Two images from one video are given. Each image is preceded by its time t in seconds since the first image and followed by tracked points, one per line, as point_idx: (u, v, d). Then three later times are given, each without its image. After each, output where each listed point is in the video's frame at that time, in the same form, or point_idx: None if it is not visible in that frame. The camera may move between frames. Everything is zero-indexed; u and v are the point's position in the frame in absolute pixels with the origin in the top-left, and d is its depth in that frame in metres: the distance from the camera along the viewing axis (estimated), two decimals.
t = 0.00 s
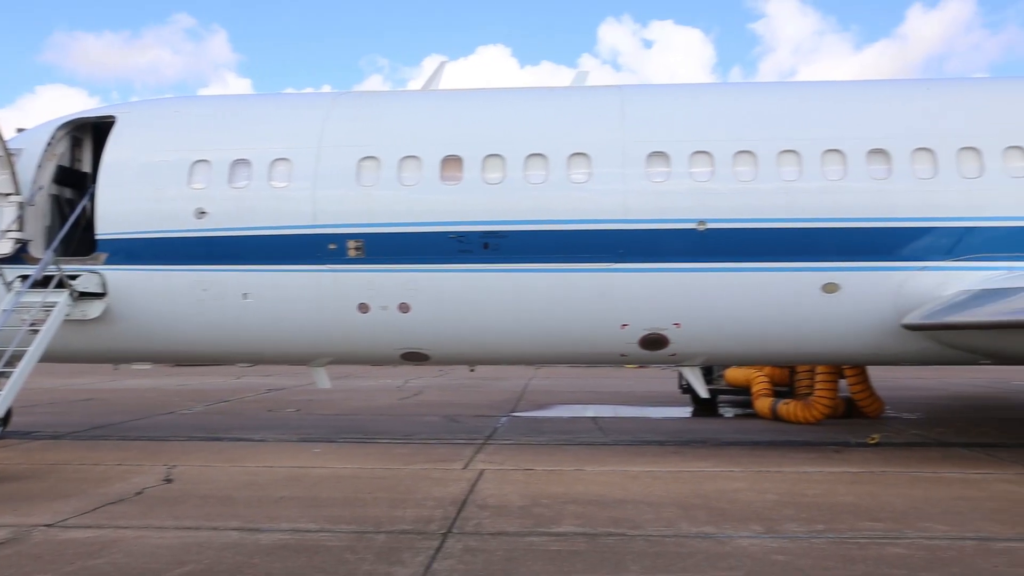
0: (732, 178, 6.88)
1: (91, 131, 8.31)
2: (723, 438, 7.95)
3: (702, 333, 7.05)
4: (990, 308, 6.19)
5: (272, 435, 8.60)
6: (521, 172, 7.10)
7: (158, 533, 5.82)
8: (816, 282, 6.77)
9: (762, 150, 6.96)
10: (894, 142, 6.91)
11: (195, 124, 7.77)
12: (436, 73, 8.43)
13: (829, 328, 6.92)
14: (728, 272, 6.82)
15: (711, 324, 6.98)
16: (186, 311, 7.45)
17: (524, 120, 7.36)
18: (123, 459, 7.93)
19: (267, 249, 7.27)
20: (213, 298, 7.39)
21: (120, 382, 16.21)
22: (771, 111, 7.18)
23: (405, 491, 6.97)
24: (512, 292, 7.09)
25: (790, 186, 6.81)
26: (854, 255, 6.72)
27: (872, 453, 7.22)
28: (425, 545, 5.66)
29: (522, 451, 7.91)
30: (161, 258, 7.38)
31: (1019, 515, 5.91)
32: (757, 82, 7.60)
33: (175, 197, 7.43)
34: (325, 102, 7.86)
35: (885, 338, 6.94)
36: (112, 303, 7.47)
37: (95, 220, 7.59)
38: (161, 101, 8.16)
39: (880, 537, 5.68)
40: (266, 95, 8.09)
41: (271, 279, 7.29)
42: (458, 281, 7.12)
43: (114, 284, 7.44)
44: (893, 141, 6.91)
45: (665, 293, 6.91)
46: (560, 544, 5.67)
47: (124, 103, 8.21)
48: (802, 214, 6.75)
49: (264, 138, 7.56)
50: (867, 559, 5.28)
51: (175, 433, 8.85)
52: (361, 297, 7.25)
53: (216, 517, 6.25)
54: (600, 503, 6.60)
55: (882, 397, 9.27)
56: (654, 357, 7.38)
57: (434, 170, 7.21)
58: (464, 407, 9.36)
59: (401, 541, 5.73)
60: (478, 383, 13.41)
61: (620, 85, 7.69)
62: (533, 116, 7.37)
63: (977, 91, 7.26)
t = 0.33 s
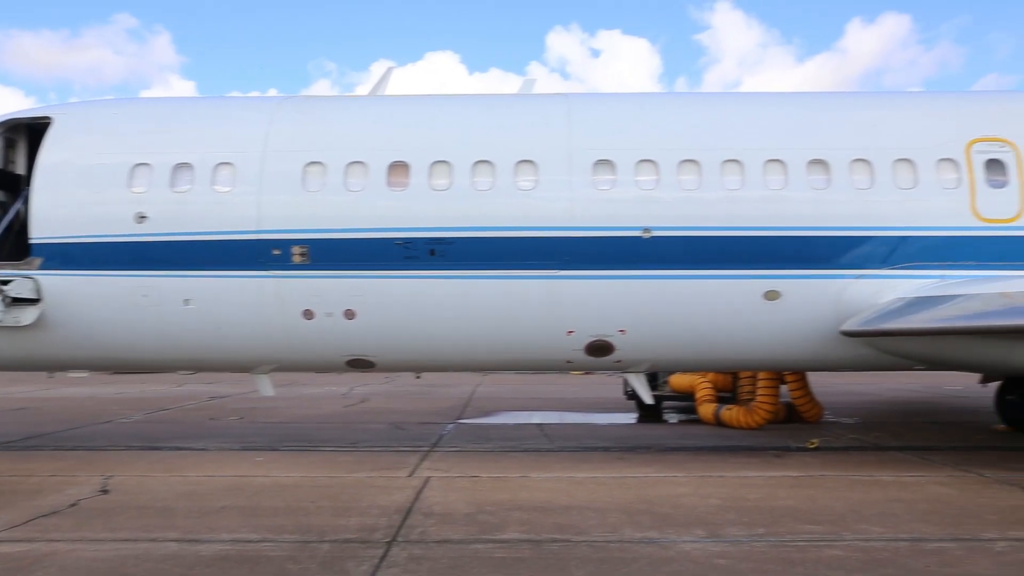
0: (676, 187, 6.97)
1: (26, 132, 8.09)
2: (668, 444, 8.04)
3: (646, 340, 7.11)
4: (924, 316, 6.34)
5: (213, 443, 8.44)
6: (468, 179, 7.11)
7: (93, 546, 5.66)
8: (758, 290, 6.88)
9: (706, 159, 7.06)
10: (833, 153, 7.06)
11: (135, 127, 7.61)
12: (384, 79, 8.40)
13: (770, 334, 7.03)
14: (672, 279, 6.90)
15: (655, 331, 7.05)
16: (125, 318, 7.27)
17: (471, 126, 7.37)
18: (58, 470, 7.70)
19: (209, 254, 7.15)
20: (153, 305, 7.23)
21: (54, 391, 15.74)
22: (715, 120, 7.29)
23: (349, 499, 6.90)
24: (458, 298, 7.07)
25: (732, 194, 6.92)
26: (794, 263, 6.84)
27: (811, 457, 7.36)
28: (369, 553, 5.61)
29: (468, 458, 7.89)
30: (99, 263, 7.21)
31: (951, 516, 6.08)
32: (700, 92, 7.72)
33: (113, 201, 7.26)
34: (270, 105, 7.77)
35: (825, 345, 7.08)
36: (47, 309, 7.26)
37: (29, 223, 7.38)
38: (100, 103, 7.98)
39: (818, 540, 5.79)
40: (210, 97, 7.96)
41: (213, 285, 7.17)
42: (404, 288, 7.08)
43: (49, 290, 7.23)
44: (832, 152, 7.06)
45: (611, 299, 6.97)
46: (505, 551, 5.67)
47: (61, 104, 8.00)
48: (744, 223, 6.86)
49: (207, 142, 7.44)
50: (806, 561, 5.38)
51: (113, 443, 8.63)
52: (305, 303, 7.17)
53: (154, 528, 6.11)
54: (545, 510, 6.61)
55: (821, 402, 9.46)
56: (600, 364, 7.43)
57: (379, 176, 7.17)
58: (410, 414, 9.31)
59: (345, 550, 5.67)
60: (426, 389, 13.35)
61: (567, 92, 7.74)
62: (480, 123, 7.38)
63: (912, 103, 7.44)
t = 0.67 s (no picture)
0: (614, 194, 7.06)
1: None
2: (606, 449, 8.11)
3: (584, 346, 7.16)
4: (853, 322, 6.52)
5: (144, 452, 8.22)
6: (407, 184, 7.08)
7: (14, 560, 5.46)
8: (694, 296, 6.99)
9: (644, 167, 7.16)
10: (767, 162, 7.21)
11: (63, 127, 7.38)
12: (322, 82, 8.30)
13: (706, 340, 7.13)
14: (610, 286, 6.97)
15: (592, 337, 7.10)
16: (51, 323, 7.03)
17: (412, 131, 7.35)
18: None
19: (141, 258, 6.96)
20: (81, 310, 7.01)
21: None
22: (652, 130, 7.39)
23: (285, 508, 6.79)
24: (397, 304, 7.02)
25: (669, 203, 7.04)
26: (729, 271, 6.97)
27: (745, 461, 7.51)
28: (305, 562, 5.53)
29: (406, 465, 7.84)
30: (24, 267, 6.96)
31: (879, 517, 6.27)
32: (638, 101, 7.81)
33: (40, 202, 7.03)
34: (205, 107, 7.62)
35: (759, 351, 7.21)
36: None
37: None
38: (26, 101, 7.72)
39: (751, 543, 5.91)
40: (143, 97, 7.77)
41: (145, 289, 6.99)
42: (342, 294, 7.00)
43: None
44: (766, 162, 7.20)
45: (550, 305, 7.00)
46: (443, 558, 5.65)
47: None
48: (680, 231, 6.97)
49: (139, 143, 7.26)
50: (739, 563, 5.49)
51: (37, 453, 8.33)
52: (241, 308, 7.04)
53: (80, 541, 5.91)
54: (483, 516, 6.61)
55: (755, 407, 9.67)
56: (538, 370, 7.45)
57: (318, 180, 7.10)
58: (348, 421, 9.21)
59: (280, 560, 5.58)
60: (364, 395, 13.23)
61: (507, 99, 7.76)
62: (420, 129, 7.36)
63: (842, 114, 7.60)
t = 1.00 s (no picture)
0: (553, 201, 7.10)
1: None
2: (544, 454, 8.14)
3: (522, 351, 7.18)
4: (786, 328, 6.66)
5: (71, 461, 7.97)
6: (345, 188, 7.02)
7: None
8: (632, 302, 7.06)
9: (583, 173, 7.22)
10: (704, 171, 7.31)
11: None
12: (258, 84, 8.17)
13: (643, 345, 7.21)
14: (548, 291, 7.01)
15: (530, 342, 7.12)
16: None
17: (351, 134, 7.29)
18: None
19: (69, 262, 6.76)
20: (5, 315, 6.76)
21: None
22: (591, 137, 7.44)
23: (218, 516, 6.66)
24: (334, 308, 6.95)
25: (607, 210, 7.10)
26: (665, 277, 7.06)
27: (682, 465, 7.61)
28: (238, 572, 5.42)
29: (344, 471, 7.76)
30: None
31: (810, 519, 6.40)
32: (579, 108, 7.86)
33: None
34: (138, 107, 7.44)
35: (695, 357, 7.31)
36: None
37: None
38: None
39: (687, 546, 5.99)
40: (72, 96, 7.55)
41: (73, 294, 6.79)
42: (278, 298, 6.90)
43: None
44: (703, 170, 7.32)
45: (489, 311, 7.01)
46: (380, 565, 5.59)
47: None
48: (619, 237, 7.04)
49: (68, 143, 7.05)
50: (675, 566, 5.55)
51: None
52: (174, 313, 6.88)
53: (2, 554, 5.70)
54: (421, 522, 6.58)
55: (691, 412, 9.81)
56: (476, 376, 7.43)
57: (254, 183, 6.99)
58: (284, 427, 9.08)
59: (212, 570, 5.46)
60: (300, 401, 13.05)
61: (447, 104, 7.74)
62: (358, 132, 7.31)
63: (774, 124, 7.74)
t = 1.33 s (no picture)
0: (495, 206, 7.12)
1: None
2: (485, 459, 8.13)
3: (463, 356, 7.16)
4: (722, 333, 6.77)
5: None
6: (285, 191, 6.94)
7: None
8: (572, 307, 7.10)
9: (524, 178, 7.24)
10: (644, 178, 7.40)
11: None
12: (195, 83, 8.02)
13: (584, 350, 7.25)
14: (490, 296, 7.01)
15: (471, 346, 7.11)
16: None
17: (291, 136, 7.20)
18: None
19: None
20: None
21: None
22: (534, 143, 7.47)
23: (151, 525, 6.50)
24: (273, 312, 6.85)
25: (550, 215, 7.14)
26: (606, 282, 7.12)
27: (621, 468, 7.67)
28: None
29: (281, 477, 7.65)
30: None
31: (744, 520, 6.51)
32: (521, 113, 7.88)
33: None
34: (70, 104, 7.25)
35: (635, 361, 7.37)
36: None
37: None
38: None
39: (626, 548, 6.03)
40: None
41: None
42: (215, 302, 6.78)
43: None
44: (643, 177, 7.40)
45: (431, 315, 6.98)
46: (317, 573, 5.52)
47: None
48: (560, 243, 7.09)
49: None
50: (614, 569, 5.59)
51: None
52: (106, 317, 6.70)
53: None
54: (361, 528, 6.51)
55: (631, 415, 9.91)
56: (417, 381, 7.38)
57: (191, 184, 6.86)
58: (220, 433, 8.92)
59: None
60: (237, 407, 12.83)
61: (389, 107, 7.67)
62: (298, 134, 7.22)
63: (712, 132, 7.85)
